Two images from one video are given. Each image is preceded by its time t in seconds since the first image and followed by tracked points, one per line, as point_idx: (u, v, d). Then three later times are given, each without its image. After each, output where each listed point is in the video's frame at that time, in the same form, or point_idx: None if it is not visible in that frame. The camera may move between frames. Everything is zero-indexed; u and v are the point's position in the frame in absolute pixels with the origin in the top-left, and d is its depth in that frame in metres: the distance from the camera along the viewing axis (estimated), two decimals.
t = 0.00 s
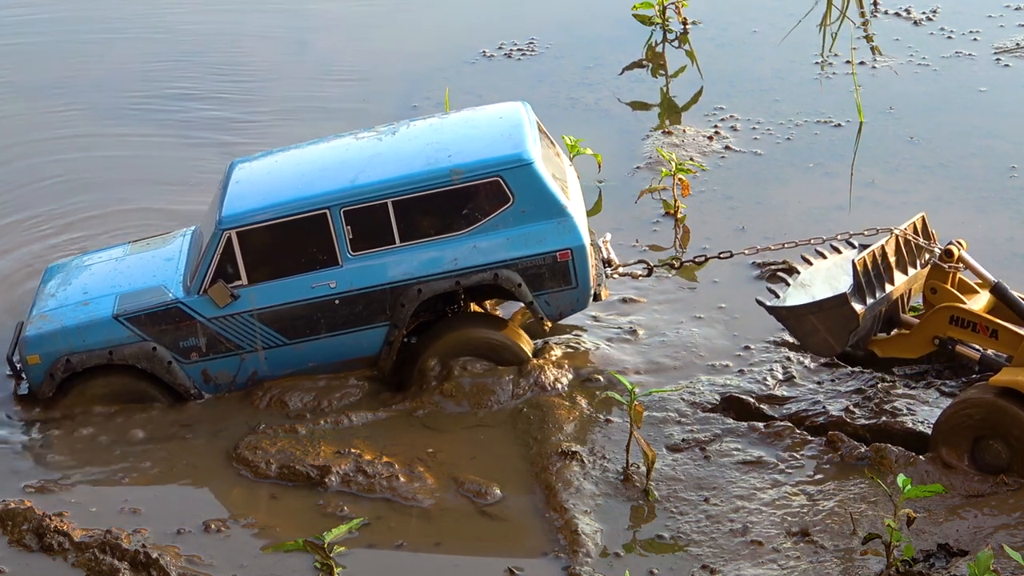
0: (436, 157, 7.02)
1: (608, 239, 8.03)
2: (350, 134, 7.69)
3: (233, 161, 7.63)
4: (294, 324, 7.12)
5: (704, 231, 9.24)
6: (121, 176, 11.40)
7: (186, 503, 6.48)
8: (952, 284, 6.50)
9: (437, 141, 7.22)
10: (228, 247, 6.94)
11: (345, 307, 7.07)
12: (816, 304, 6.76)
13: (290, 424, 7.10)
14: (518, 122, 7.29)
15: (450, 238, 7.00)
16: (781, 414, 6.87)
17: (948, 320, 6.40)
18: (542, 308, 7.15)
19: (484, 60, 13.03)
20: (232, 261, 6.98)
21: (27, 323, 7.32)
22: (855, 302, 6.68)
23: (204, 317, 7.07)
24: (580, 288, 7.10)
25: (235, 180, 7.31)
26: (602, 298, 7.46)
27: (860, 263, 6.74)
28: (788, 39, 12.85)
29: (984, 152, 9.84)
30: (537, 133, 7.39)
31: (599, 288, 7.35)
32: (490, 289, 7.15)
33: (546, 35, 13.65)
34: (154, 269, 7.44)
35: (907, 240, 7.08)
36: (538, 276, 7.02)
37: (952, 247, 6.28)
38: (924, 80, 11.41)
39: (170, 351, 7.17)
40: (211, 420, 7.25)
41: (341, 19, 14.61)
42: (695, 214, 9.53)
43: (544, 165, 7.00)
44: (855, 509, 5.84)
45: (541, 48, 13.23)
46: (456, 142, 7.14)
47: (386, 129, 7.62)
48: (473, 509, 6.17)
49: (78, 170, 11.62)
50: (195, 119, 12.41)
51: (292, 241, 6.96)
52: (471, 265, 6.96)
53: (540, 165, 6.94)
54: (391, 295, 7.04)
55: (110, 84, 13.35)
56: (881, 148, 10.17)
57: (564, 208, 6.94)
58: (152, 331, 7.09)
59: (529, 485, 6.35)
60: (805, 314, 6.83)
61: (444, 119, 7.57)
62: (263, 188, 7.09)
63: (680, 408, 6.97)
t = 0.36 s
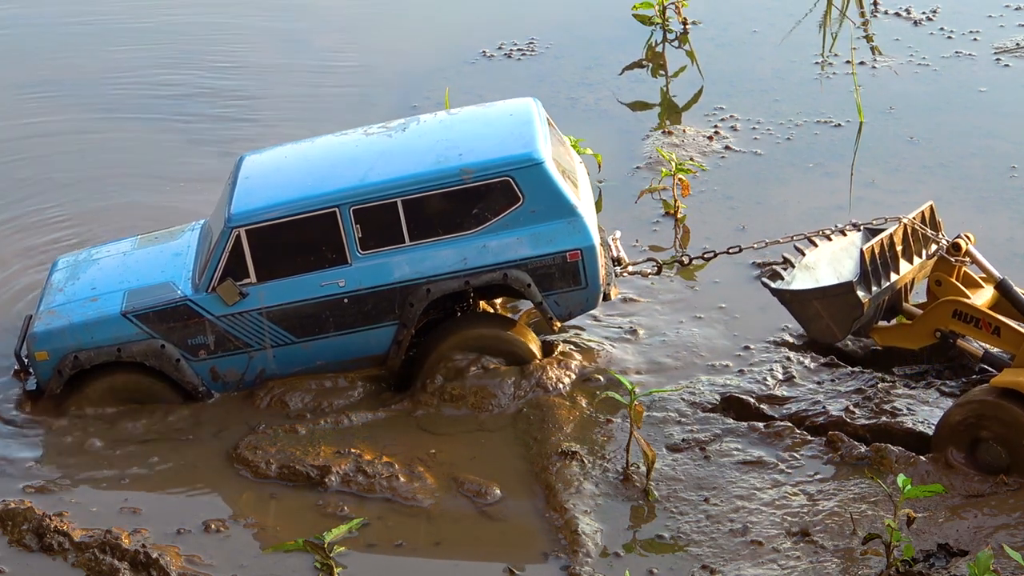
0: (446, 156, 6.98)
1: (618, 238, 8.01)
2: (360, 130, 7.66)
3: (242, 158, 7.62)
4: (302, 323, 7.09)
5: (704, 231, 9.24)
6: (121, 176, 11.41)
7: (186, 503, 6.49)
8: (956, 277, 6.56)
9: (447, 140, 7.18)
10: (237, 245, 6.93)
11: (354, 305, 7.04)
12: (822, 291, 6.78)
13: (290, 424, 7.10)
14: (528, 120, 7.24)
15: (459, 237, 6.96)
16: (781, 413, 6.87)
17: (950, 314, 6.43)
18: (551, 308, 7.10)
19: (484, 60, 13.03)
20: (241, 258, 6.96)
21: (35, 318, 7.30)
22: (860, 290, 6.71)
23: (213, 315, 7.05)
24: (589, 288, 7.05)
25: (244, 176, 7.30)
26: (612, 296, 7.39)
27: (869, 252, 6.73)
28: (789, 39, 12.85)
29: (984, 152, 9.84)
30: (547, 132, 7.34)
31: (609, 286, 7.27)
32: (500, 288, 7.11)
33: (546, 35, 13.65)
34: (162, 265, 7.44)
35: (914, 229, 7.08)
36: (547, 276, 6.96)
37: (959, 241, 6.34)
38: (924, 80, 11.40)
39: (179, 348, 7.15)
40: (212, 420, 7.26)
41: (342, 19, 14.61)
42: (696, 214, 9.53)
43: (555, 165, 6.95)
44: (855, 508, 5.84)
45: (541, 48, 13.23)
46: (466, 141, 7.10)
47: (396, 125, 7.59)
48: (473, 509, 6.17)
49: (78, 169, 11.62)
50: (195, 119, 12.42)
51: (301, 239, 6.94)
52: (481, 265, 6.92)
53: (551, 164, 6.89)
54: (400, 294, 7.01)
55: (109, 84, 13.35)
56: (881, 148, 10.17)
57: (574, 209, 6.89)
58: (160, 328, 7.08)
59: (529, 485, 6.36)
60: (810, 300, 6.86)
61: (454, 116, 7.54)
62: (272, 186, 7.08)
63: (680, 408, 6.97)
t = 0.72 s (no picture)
0: (460, 151, 6.93)
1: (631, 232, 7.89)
2: (372, 123, 7.60)
3: (253, 151, 7.57)
4: (315, 319, 7.05)
5: (704, 231, 9.24)
6: (121, 177, 11.42)
7: (186, 504, 6.49)
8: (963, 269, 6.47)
9: (460, 134, 7.12)
10: (249, 241, 6.88)
11: (368, 301, 7.00)
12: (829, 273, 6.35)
13: (291, 424, 7.10)
14: (542, 114, 7.18)
15: (473, 233, 6.92)
16: (781, 414, 6.87)
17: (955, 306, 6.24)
18: (565, 304, 7.05)
19: (484, 60, 13.03)
20: (254, 255, 6.91)
21: (47, 313, 7.25)
22: (868, 276, 6.33)
23: (226, 311, 7.01)
24: (603, 284, 6.99)
25: (256, 170, 7.24)
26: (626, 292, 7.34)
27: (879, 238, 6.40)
28: (789, 39, 12.85)
29: (984, 152, 9.84)
30: (561, 126, 7.28)
31: (624, 282, 7.23)
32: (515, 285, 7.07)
33: (546, 35, 13.65)
34: (175, 259, 7.40)
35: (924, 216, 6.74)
36: (562, 272, 6.91)
37: (971, 232, 6.30)
38: (924, 80, 11.40)
39: (192, 344, 7.10)
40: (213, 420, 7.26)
41: (342, 19, 14.61)
42: (695, 214, 9.53)
43: (569, 161, 6.90)
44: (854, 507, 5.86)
45: (541, 48, 13.23)
46: (479, 136, 7.04)
47: (408, 118, 7.53)
48: (474, 509, 6.18)
49: (78, 170, 11.63)
50: (195, 119, 12.42)
51: (314, 235, 6.89)
52: (495, 261, 6.88)
53: (565, 160, 6.83)
54: (414, 290, 6.97)
55: (110, 85, 13.37)
56: (881, 148, 10.17)
57: (588, 205, 6.83)
58: (173, 324, 7.03)
59: (529, 485, 6.36)
60: (816, 283, 6.40)
61: (467, 109, 7.47)
62: (284, 181, 7.02)
63: (680, 408, 6.97)
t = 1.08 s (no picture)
0: (492, 145, 6.94)
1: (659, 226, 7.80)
2: (401, 115, 7.61)
3: (281, 142, 7.58)
4: (347, 311, 7.04)
5: (705, 231, 9.25)
6: (121, 177, 11.43)
7: (186, 504, 6.49)
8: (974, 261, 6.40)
9: (492, 127, 7.14)
10: (282, 233, 6.88)
11: (399, 294, 7.00)
12: (842, 256, 6.22)
13: (291, 424, 7.11)
14: (572, 108, 7.20)
15: (506, 226, 6.93)
16: (781, 414, 6.86)
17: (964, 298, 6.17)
18: (596, 298, 7.05)
19: (484, 60, 13.03)
20: (286, 247, 6.92)
21: (74, 303, 7.21)
22: (881, 262, 6.18)
23: (257, 303, 7.01)
24: (634, 279, 7.01)
25: (285, 162, 7.25)
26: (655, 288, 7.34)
27: (896, 224, 6.20)
28: (788, 39, 12.84)
29: (984, 152, 9.84)
30: (591, 120, 7.31)
31: (654, 277, 7.23)
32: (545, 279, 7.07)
33: (546, 35, 13.64)
34: (203, 249, 7.39)
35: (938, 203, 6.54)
36: (594, 266, 6.92)
37: (985, 225, 6.25)
38: (924, 80, 11.40)
39: (223, 336, 7.09)
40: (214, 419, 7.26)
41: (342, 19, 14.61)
42: (696, 214, 9.53)
43: (601, 155, 6.92)
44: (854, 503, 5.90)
45: (541, 48, 13.23)
46: (511, 129, 7.06)
47: (437, 110, 7.54)
48: (474, 509, 6.18)
49: (78, 169, 11.64)
50: (195, 119, 12.42)
51: (346, 227, 6.90)
52: (527, 255, 6.89)
53: (598, 154, 6.86)
54: (446, 284, 6.97)
55: (110, 85, 13.37)
56: (881, 148, 10.17)
57: (621, 198, 6.85)
58: (204, 315, 7.02)
59: (529, 485, 6.36)
60: (827, 263, 6.29)
61: (496, 102, 7.48)
62: (315, 173, 7.03)
63: (680, 409, 6.96)
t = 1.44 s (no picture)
0: (525, 139, 6.90)
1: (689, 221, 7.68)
2: (432, 108, 7.59)
3: (310, 136, 7.56)
4: (380, 305, 7.03)
5: (705, 231, 9.25)
6: (120, 177, 11.44)
7: (186, 504, 6.50)
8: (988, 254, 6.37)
9: (524, 121, 7.10)
10: (314, 226, 6.86)
11: (432, 288, 6.97)
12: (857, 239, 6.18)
13: (290, 424, 7.10)
14: (605, 102, 7.16)
15: (538, 220, 6.89)
16: (781, 414, 6.86)
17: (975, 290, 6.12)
18: (629, 293, 7.03)
19: (484, 60, 13.02)
20: (318, 241, 6.90)
21: (105, 295, 7.20)
22: (897, 248, 6.14)
23: (290, 297, 7.00)
24: (667, 273, 6.96)
25: (317, 155, 7.24)
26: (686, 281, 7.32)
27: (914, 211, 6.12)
28: (788, 39, 12.84)
29: (984, 152, 9.84)
30: (623, 114, 7.26)
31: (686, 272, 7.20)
32: (578, 273, 7.04)
33: (546, 35, 13.65)
34: (234, 241, 7.38)
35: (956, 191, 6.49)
36: (626, 261, 6.89)
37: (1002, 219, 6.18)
38: (924, 80, 11.40)
39: (255, 329, 7.09)
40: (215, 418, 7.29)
41: (343, 19, 14.61)
42: (696, 214, 9.54)
43: (634, 149, 6.87)
44: (853, 503, 5.90)
45: (541, 48, 13.22)
46: (544, 123, 7.02)
47: (468, 103, 7.51)
48: (474, 509, 6.18)
49: (77, 170, 11.65)
50: (195, 119, 12.43)
51: (379, 220, 6.87)
52: (560, 249, 6.85)
53: (631, 148, 6.81)
54: (479, 278, 6.94)
55: (109, 85, 13.39)
56: (881, 148, 10.17)
57: (654, 193, 6.80)
58: (236, 308, 7.02)
59: (529, 485, 6.36)
60: (841, 245, 6.26)
61: (527, 95, 7.45)
62: (347, 168, 7.01)
63: (681, 409, 6.96)
